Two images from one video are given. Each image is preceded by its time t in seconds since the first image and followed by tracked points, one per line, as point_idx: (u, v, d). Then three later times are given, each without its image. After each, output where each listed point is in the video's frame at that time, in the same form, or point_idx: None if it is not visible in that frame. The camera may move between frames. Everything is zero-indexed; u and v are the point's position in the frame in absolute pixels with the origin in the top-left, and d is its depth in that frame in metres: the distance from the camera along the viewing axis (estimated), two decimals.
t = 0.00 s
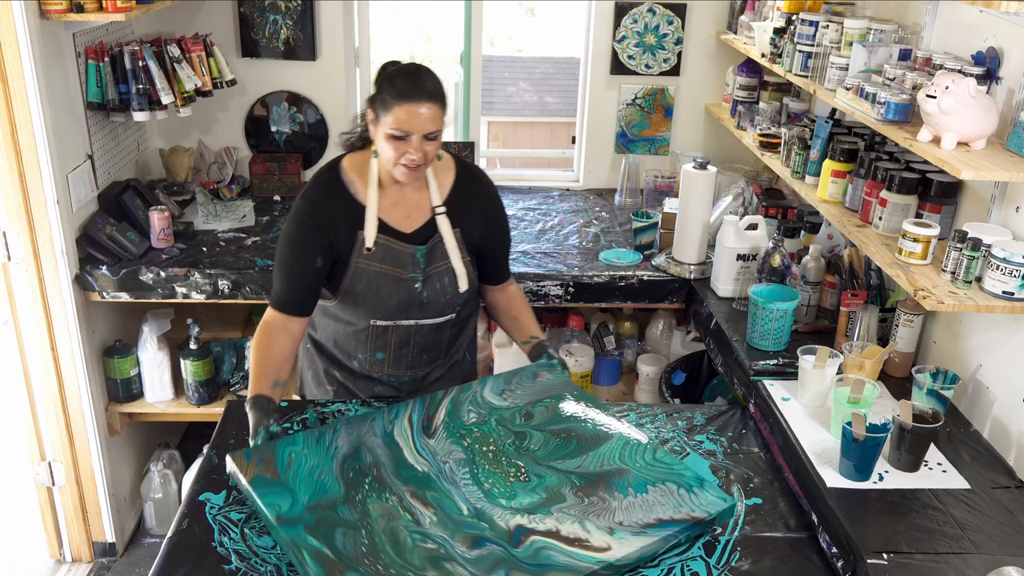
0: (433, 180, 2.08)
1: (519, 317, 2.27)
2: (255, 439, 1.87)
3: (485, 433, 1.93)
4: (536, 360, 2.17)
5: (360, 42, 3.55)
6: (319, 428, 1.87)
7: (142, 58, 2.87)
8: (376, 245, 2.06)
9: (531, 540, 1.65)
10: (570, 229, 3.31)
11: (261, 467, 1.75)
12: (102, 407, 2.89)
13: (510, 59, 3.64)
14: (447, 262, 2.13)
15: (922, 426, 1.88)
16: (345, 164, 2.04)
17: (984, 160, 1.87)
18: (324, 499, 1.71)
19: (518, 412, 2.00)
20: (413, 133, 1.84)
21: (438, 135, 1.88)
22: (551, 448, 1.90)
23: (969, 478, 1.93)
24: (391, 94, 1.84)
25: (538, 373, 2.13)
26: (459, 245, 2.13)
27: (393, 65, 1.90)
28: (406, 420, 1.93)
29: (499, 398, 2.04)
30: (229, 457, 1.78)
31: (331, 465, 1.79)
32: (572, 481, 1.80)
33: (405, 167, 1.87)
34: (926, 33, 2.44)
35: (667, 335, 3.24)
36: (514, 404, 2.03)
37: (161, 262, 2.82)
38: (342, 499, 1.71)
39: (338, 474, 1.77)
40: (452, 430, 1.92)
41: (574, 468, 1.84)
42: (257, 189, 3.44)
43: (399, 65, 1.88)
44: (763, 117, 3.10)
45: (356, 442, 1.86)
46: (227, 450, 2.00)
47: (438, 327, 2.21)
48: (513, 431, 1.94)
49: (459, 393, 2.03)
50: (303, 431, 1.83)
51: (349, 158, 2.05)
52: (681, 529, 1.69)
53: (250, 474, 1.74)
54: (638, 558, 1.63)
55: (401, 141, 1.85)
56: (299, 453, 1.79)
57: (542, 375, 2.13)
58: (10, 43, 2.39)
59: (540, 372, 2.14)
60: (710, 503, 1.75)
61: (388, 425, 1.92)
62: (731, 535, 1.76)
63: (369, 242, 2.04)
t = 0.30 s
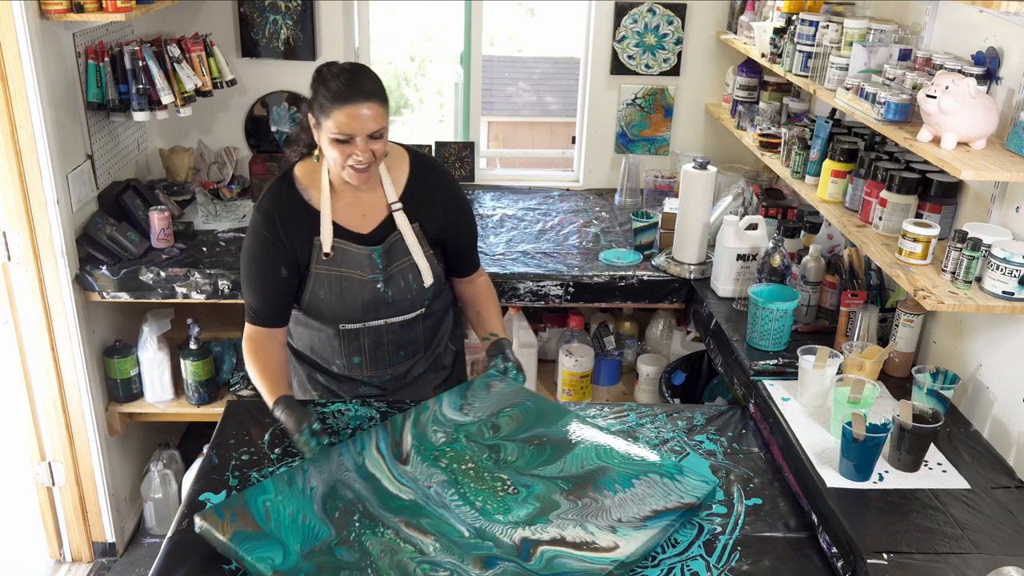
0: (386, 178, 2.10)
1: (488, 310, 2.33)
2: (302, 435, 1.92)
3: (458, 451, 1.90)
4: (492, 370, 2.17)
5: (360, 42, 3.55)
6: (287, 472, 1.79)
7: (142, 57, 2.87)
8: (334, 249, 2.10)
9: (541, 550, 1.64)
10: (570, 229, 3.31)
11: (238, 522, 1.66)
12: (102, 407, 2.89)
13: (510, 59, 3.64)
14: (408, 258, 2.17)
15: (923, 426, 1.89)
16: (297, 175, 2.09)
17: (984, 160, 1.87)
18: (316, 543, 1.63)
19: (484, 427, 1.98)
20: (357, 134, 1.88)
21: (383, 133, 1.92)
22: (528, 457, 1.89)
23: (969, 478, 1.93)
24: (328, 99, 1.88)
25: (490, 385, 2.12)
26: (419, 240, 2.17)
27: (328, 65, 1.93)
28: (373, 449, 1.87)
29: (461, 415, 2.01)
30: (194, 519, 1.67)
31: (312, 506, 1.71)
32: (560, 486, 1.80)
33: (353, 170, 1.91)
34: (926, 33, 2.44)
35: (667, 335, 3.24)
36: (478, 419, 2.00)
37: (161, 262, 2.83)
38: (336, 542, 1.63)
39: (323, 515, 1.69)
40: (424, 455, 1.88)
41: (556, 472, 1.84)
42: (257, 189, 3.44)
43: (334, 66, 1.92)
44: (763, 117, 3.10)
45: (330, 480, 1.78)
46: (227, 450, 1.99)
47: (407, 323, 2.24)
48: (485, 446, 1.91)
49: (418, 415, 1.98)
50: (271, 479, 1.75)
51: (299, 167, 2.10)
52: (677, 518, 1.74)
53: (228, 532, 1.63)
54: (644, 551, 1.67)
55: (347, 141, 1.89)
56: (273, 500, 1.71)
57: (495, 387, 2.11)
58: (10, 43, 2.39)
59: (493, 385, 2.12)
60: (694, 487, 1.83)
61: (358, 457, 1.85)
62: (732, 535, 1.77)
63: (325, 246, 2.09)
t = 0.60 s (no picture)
0: (393, 180, 2.08)
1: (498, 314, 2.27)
2: (342, 390, 2.08)
3: (428, 457, 1.88)
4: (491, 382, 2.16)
5: (360, 42, 3.55)
6: (256, 489, 1.76)
7: (142, 57, 2.87)
8: (338, 249, 2.09)
9: (524, 551, 1.63)
10: (570, 229, 3.31)
11: (211, 542, 1.62)
12: (102, 407, 2.89)
13: (510, 59, 3.64)
14: (411, 262, 2.13)
15: (922, 426, 1.89)
16: (312, 176, 2.10)
17: (984, 160, 1.87)
18: (295, 558, 1.60)
19: (452, 431, 1.96)
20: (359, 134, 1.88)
21: (387, 134, 1.91)
22: (500, 460, 1.88)
23: (969, 478, 1.93)
24: (331, 101, 1.88)
25: (453, 390, 2.11)
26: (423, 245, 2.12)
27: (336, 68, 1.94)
28: (342, 461, 1.85)
29: (427, 421, 1.99)
30: (165, 544, 1.63)
31: (285, 521, 1.68)
32: (534, 487, 1.80)
33: (360, 169, 1.90)
34: (926, 33, 2.44)
35: (667, 335, 3.24)
36: (445, 423, 1.99)
37: (161, 262, 2.83)
38: (315, 556, 1.60)
39: (298, 530, 1.66)
40: (395, 462, 1.86)
41: (529, 474, 1.84)
42: (257, 189, 3.44)
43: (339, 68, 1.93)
44: (763, 117, 3.10)
45: (302, 494, 1.75)
46: (227, 450, 1.99)
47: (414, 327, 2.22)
48: (456, 451, 1.90)
49: (384, 424, 1.96)
50: (240, 497, 1.73)
51: (314, 169, 2.11)
52: (651, 512, 1.74)
53: (201, 552, 1.59)
54: (623, 545, 1.67)
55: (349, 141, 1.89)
56: (244, 517, 1.69)
57: (458, 392, 2.10)
58: (10, 43, 2.39)
59: (455, 389, 2.11)
60: (665, 481, 1.83)
61: (327, 469, 1.83)
62: (732, 535, 1.77)
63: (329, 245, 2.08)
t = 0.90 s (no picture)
0: (493, 187, 2.04)
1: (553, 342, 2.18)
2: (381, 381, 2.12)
3: (411, 463, 1.88)
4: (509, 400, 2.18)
5: (360, 42, 3.55)
6: (239, 500, 1.74)
7: (142, 58, 2.87)
8: (429, 245, 2.10)
9: (514, 555, 1.64)
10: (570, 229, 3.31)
11: (196, 555, 1.59)
12: (102, 407, 2.89)
13: (510, 59, 3.64)
14: (496, 270, 2.11)
15: (922, 426, 1.88)
16: (415, 170, 2.12)
17: (984, 160, 1.87)
18: (284, 569, 1.58)
19: (433, 436, 1.96)
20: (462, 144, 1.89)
21: (488, 148, 1.91)
22: (483, 463, 1.89)
23: (969, 478, 1.93)
24: (444, 109, 1.89)
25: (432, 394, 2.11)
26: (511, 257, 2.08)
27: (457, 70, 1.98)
28: (324, 468, 1.83)
29: (407, 426, 1.99)
30: (148, 558, 1.58)
31: (271, 532, 1.66)
32: (520, 489, 1.81)
33: (459, 176, 1.93)
34: (926, 33, 2.43)
35: (667, 335, 3.24)
36: (426, 427, 1.98)
37: (161, 262, 2.83)
38: (303, 566, 1.58)
39: (285, 541, 1.64)
40: (378, 469, 1.84)
41: (514, 476, 1.85)
42: (257, 189, 3.44)
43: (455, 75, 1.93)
44: (763, 117, 3.10)
45: (285, 504, 1.73)
46: (227, 450, 1.98)
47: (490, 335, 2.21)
48: (439, 455, 1.90)
49: (365, 430, 1.95)
50: (223, 508, 1.70)
51: (419, 163, 2.12)
52: (639, 510, 1.77)
53: (186, 566, 1.56)
54: (612, 545, 1.69)
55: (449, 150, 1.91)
56: (228, 529, 1.66)
57: (437, 396, 2.10)
58: (10, 43, 2.39)
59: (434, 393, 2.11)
60: (648, 480, 1.86)
61: (310, 477, 1.81)
62: (732, 535, 1.77)
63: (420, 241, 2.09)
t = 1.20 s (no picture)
0: (561, 191, 2.10)
1: (645, 345, 2.26)
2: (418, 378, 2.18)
3: (411, 463, 1.88)
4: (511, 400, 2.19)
5: (360, 42, 3.56)
6: (240, 499, 1.73)
7: (142, 57, 2.87)
8: (487, 235, 2.18)
9: (514, 555, 1.64)
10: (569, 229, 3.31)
11: (196, 555, 1.59)
12: (102, 407, 2.89)
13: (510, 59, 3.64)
14: (545, 273, 2.18)
15: (922, 426, 1.88)
16: (491, 158, 2.20)
17: (984, 160, 1.87)
18: (283, 569, 1.58)
19: (433, 437, 1.96)
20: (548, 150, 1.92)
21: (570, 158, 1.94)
22: (484, 463, 1.89)
23: (969, 478, 1.93)
24: (534, 114, 1.91)
25: (431, 396, 2.11)
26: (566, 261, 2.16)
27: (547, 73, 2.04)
28: (324, 469, 1.83)
29: (407, 427, 1.99)
30: (148, 556, 1.58)
31: (272, 532, 1.66)
32: (520, 489, 1.81)
33: (531, 178, 1.97)
34: (926, 33, 2.44)
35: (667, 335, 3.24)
36: (425, 428, 1.98)
37: (161, 262, 2.82)
38: (303, 567, 1.58)
39: (284, 540, 1.64)
40: (378, 469, 1.85)
41: (514, 476, 1.85)
42: (257, 189, 3.44)
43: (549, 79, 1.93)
44: (763, 117, 3.10)
45: (285, 504, 1.73)
46: (227, 450, 1.98)
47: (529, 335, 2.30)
48: (439, 455, 1.90)
49: (364, 431, 1.95)
50: (222, 508, 1.69)
51: (496, 151, 2.20)
52: (639, 510, 1.77)
53: (186, 565, 1.56)
54: (612, 545, 1.69)
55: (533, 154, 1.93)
56: (229, 529, 1.65)
57: (436, 397, 2.10)
58: (10, 43, 2.39)
59: (433, 395, 2.12)
60: (647, 479, 1.86)
61: (310, 477, 1.81)
62: (732, 535, 1.77)
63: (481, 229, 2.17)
